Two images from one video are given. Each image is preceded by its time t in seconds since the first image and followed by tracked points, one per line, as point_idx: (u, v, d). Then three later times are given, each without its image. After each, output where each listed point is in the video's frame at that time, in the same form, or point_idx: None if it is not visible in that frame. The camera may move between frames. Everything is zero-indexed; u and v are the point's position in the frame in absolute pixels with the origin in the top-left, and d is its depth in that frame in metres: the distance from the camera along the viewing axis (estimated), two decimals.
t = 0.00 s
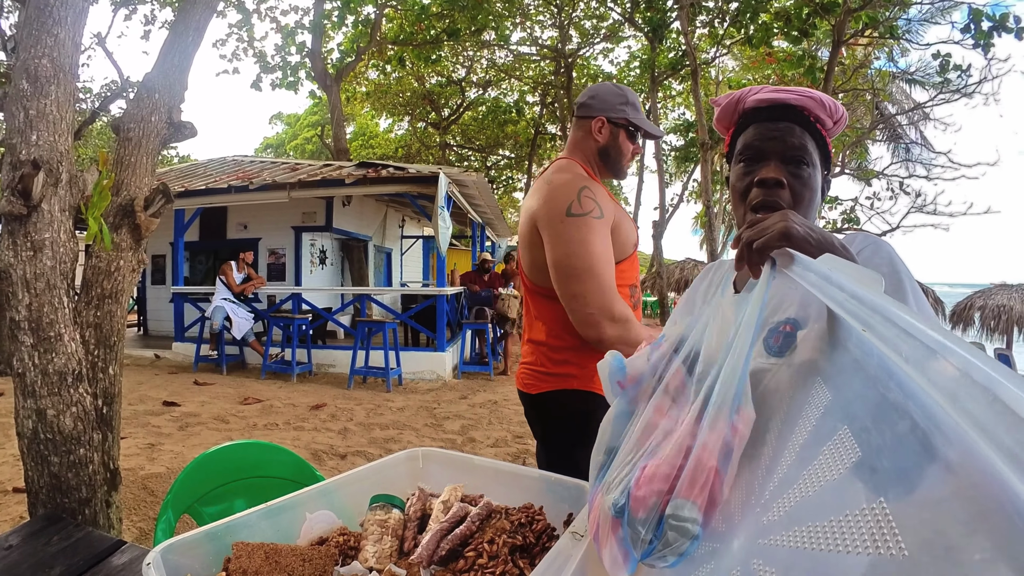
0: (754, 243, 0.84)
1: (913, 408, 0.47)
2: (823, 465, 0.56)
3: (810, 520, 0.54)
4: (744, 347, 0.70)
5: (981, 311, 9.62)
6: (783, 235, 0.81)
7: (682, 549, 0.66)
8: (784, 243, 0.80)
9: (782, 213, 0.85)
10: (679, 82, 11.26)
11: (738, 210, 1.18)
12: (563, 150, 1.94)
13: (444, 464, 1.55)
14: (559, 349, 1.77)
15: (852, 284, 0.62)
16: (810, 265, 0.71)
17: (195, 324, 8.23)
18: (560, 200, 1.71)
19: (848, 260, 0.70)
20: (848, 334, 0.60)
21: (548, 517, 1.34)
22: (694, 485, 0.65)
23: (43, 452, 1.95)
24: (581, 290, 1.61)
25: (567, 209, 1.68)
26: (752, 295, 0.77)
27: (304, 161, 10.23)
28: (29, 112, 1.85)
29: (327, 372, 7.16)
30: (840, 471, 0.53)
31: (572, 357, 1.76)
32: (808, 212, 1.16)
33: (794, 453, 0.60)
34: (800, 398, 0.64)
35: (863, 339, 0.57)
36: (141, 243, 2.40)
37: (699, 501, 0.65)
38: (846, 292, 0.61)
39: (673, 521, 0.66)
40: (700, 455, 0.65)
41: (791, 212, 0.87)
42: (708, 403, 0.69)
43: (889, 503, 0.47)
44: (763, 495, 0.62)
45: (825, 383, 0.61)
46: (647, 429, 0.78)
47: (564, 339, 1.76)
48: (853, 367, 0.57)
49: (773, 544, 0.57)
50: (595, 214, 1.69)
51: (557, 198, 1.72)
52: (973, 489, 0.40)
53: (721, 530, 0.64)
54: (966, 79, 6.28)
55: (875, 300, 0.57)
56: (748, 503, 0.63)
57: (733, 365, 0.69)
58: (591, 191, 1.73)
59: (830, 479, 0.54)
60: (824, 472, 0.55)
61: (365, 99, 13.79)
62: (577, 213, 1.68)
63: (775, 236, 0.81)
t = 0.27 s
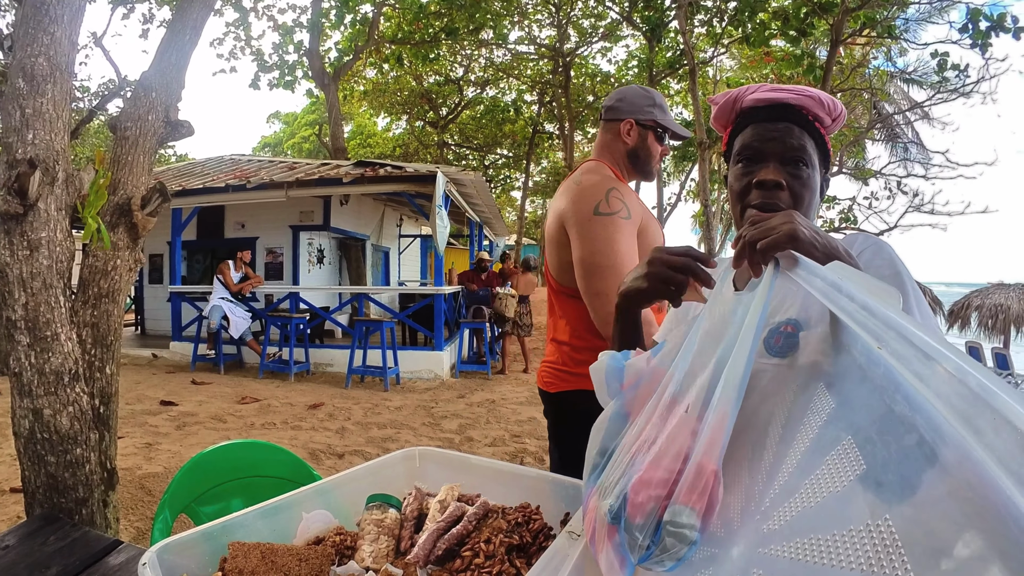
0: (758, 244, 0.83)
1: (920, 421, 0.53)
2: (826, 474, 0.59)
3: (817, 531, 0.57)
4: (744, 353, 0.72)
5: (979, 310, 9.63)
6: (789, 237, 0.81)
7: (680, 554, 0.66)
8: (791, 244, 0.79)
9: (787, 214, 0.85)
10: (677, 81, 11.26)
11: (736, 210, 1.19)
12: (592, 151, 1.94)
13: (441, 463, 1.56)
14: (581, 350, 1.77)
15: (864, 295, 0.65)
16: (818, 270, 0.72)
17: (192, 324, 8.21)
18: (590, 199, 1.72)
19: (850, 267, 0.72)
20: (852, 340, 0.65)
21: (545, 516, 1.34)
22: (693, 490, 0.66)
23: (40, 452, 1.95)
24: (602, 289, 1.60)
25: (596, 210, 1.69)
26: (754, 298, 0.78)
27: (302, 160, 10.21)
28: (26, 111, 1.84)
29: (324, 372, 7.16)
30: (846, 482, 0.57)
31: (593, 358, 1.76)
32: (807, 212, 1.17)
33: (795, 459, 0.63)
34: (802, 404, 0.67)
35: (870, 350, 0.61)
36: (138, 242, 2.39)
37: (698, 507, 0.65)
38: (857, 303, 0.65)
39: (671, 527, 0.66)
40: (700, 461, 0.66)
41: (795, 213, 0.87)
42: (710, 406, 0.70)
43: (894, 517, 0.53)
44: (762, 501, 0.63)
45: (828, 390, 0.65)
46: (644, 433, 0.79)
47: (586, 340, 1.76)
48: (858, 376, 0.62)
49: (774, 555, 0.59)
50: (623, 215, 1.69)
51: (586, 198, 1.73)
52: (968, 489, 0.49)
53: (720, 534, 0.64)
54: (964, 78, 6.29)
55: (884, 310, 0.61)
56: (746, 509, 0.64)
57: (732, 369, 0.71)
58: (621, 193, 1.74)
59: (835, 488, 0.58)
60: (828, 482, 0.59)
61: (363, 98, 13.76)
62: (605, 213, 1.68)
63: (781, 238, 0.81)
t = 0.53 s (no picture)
0: (758, 243, 0.85)
1: (919, 419, 0.53)
2: (826, 474, 0.60)
3: (819, 530, 0.57)
4: (744, 351, 0.72)
5: (976, 309, 9.68)
6: (788, 236, 0.83)
7: (679, 553, 0.66)
8: (790, 243, 0.81)
9: (785, 214, 0.86)
10: (675, 81, 11.27)
11: (734, 210, 1.20)
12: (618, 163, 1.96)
13: (439, 462, 1.56)
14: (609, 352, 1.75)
15: (864, 293, 0.65)
16: (818, 268, 0.73)
17: (190, 323, 8.20)
18: (616, 199, 1.73)
19: (849, 264, 0.72)
20: (853, 339, 0.66)
21: (543, 515, 1.34)
22: (693, 489, 0.66)
23: (37, 452, 1.95)
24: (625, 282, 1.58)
25: (622, 209, 1.70)
26: (754, 296, 0.79)
27: (299, 158, 10.20)
28: (22, 109, 1.83)
29: (322, 371, 7.15)
30: (846, 481, 0.58)
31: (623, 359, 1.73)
32: (804, 210, 1.17)
33: (795, 458, 0.64)
34: (801, 405, 0.68)
35: (869, 349, 0.62)
36: (135, 241, 2.39)
37: (698, 506, 0.66)
38: (857, 301, 0.65)
39: (670, 526, 0.67)
40: (700, 458, 0.66)
41: (794, 212, 0.88)
42: (710, 405, 0.70)
43: (894, 517, 0.52)
44: (762, 500, 0.64)
45: (828, 390, 0.66)
46: (645, 432, 0.79)
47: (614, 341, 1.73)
48: (856, 374, 0.62)
49: (772, 553, 0.59)
50: (648, 212, 1.69)
51: (612, 198, 1.74)
52: (966, 489, 0.47)
53: (718, 533, 0.65)
54: (962, 78, 6.31)
55: (882, 307, 0.61)
56: (746, 508, 0.64)
57: (732, 368, 0.71)
58: (646, 193, 1.75)
59: (833, 488, 0.58)
60: (828, 482, 0.59)
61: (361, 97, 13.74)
62: (630, 211, 1.69)
63: (780, 236, 0.83)
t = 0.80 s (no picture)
0: (757, 244, 0.86)
1: (918, 418, 0.52)
2: (824, 473, 0.60)
3: (818, 528, 0.57)
4: (743, 351, 0.72)
5: (974, 308, 9.73)
6: (787, 235, 0.84)
7: (678, 552, 0.66)
8: (789, 243, 0.82)
9: (785, 212, 0.87)
10: (672, 80, 11.28)
11: (732, 212, 1.21)
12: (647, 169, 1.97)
13: (438, 462, 1.56)
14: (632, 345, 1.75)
15: (862, 292, 0.66)
16: (817, 268, 0.74)
17: (188, 322, 8.18)
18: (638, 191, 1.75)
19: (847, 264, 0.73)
20: (851, 339, 0.66)
21: (542, 514, 1.35)
22: (693, 488, 0.67)
23: (35, 451, 1.94)
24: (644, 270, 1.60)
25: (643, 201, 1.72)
26: (754, 296, 0.79)
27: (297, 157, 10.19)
28: (19, 108, 1.82)
29: (320, 370, 7.15)
30: (843, 480, 0.58)
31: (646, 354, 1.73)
32: (802, 212, 1.18)
33: (794, 457, 0.64)
34: (800, 404, 0.69)
35: (869, 350, 0.62)
36: (133, 240, 2.38)
37: (697, 505, 0.66)
38: (856, 300, 0.65)
39: (670, 524, 0.67)
40: (700, 457, 0.67)
41: (794, 211, 0.89)
42: (710, 403, 0.71)
43: (893, 515, 0.51)
44: (762, 498, 0.64)
45: (827, 389, 0.66)
46: (646, 430, 0.80)
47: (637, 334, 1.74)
48: (855, 373, 0.63)
49: (770, 552, 0.60)
50: (669, 203, 1.69)
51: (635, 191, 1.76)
52: (964, 487, 0.46)
53: (717, 532, 0.65)
54: (960, 77, 6.32)
55: (879, 305, 0.62)
56: (746, 506, 0.65)
57: (731, 367, 0.72)
58: (668, 185, 1.75)
59: (830, 488, 0.58)
60: (828, 480, 0.59)
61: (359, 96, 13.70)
62: (649, 202, 1.70)
63: (779, 236, 0.84)
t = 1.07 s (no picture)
0: (756, 245, 0.86)
1: (916, 423, 0.54)
2: (822, 475, 0.61)
3: (812, 532, 0.58)
4: (741, 353, 0.73)
5: (971, 308, 9.76)
6: (785, 238, 0.84)
7: (674, 553, 0.67)
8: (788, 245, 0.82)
9: (783, 215, 0.88)
10: (671, 79, 11.29)
11: (728, 215, 1.21)
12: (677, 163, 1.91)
13: (435, 462, 1.57)
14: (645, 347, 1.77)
15: (863, 297, 0.66)
16: (815, 271, 0.74)
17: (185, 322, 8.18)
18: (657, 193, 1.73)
19: (846, 269, 0.74)
20: (849, 342, 0.67)
21: (539, 514, 1.35)
22: (689, 489, 0.67)
23: (33, 452, 1.94)
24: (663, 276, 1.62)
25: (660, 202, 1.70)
26: (752, 296, 0.80)
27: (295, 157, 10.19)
28: (16, 108, 1.82)
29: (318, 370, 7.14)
30: (841, 482, 0.58)
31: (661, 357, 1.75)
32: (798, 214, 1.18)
33: (791, 459, 0.65)
34: (797, 405, 0.69)
35: (868, 354, 0.63)
36: (131, 240, 2.38)
37: (694, 506, 0.67)
38: (856, 305, 0.66)
39: (666, 525, 0.68)
40: (695, 459, 0.68)
41: (791, 214, 0.90)
42: (707, 405, 0.72)
43: (889, 518, 0.53)
44: (758, 501, 0.65)
45: (824, 391, 0.67)
46: (644, 430, 0.81)
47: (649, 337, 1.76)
48: (853, 376, 0.64)
49: (767, 554, 0.60)
50: (686, 205, 1.65)
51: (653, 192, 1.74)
52: (963, 488, 0.48)
53: (713, 533, 0.66)
54: (957, 78, 6.34)
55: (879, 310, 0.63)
56: (742, 508, 0.65)
57: (729, 368, 0.73)
58: (689, 186, 1.70)
59: (826, 492, 0.59)
60: (824, 484, 0.60)
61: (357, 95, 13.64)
62: (666, 205, 1.68)
63: (778, 237, 0.84)
